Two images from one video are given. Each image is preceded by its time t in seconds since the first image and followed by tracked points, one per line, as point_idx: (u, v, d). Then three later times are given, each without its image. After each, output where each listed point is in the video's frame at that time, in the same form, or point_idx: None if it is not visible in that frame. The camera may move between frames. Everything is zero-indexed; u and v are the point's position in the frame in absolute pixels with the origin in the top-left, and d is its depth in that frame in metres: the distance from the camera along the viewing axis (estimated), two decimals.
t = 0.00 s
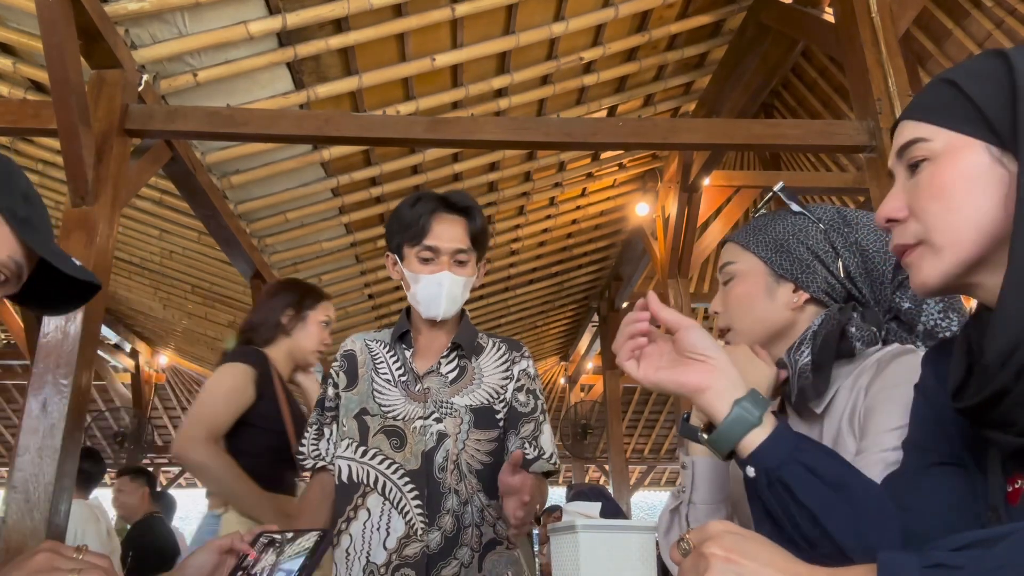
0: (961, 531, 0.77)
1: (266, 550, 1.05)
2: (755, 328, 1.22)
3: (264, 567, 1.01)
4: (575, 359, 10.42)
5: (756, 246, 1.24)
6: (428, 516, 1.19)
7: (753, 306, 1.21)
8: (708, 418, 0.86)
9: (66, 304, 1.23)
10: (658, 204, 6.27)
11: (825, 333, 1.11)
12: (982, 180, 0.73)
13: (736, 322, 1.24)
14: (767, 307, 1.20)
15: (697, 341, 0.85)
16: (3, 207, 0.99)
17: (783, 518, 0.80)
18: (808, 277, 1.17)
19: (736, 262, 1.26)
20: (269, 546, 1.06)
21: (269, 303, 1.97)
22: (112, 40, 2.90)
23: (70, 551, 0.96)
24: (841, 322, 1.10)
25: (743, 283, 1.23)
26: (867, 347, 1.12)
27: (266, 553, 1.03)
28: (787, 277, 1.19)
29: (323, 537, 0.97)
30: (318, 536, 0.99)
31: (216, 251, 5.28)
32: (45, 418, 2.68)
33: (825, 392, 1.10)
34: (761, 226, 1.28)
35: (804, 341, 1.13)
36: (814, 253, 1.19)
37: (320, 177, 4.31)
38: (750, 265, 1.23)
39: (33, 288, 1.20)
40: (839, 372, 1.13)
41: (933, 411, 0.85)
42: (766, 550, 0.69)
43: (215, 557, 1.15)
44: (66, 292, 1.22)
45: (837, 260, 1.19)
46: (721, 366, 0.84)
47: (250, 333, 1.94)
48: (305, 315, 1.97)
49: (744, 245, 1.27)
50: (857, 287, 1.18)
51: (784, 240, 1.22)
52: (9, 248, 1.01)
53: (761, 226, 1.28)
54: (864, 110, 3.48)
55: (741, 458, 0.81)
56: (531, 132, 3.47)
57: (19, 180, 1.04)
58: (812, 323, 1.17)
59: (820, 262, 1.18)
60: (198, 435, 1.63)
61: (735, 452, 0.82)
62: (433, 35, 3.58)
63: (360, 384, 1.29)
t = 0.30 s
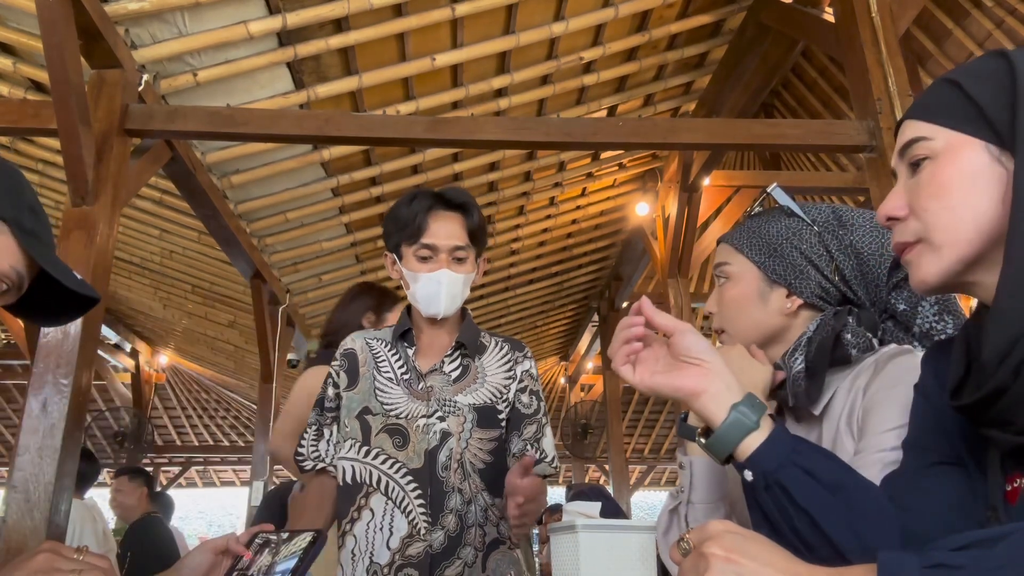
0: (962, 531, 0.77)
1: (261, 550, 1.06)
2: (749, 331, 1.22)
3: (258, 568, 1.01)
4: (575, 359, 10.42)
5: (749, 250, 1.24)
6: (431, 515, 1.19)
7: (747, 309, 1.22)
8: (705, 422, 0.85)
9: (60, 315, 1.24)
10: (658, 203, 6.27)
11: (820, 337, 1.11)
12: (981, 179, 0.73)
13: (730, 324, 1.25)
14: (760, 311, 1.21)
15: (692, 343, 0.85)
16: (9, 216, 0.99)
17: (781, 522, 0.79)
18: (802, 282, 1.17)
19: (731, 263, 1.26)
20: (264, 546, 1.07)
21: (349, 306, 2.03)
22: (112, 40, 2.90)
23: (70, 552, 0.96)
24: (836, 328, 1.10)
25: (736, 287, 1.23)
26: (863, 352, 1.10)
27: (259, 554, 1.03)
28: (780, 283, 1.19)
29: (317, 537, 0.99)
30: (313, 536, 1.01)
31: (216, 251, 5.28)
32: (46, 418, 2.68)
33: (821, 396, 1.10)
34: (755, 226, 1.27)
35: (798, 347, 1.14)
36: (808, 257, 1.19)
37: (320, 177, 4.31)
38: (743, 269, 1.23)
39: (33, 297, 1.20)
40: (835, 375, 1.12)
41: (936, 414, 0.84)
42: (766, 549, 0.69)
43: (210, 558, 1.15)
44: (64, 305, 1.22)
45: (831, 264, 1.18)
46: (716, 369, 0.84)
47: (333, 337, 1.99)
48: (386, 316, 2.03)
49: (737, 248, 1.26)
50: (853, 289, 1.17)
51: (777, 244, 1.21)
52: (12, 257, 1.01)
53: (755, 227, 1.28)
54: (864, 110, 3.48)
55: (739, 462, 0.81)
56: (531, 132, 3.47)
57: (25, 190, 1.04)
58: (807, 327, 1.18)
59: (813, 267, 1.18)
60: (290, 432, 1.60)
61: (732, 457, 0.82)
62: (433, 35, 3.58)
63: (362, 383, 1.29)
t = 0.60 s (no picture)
0: (961, 529, 0.77)
1: (260, 548, 1.06)
2: (750, 330, 1.22)
3: (258, 567, 1.01)
4: (575, 358, 10.42)
5: (752, 248, 1.23)
6: (430, 513, 1.19)
7: (748, 308, 1.21)
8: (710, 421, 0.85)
9: (62, 321, 1.24)
10: (657, 203, 6.28)
11: (824, 337, 1.11)
12: (964, 187, 0.74)
13: (732, 323, 1.24)
14: (762, 310, 1.20)
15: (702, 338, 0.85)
16: (16, 224, 1.00)
17: (785, 522, 0.79)
18: (805, 281, 1.17)
19: (732, 262, 1.26)
20: (262, 544, 1.07)
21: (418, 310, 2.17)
22: (112, 40, 2.90)
23: (71, 551, 0.96)
24: (839, 328, 1.10)
25: (739, 285, 1.23)
26: (867, 351, 1.10)
27: (259, 552, 1.04)
28: (784, 282, 1.19)
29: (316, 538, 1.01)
30: (312, 535, 1.02)
31: (216, 251, 5.28)
32: (46, 418, 2.68)
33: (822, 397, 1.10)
34: (757, 225, 1.27)
35: (801, 347, 1.14)
36: (812, 257, 1.19)
37: (320, 177, 4.31)
38: (746, 267, 1.23)
39: (35, 302, 1.21)
40: (837, 376, 1.12)
41: (933, 414, 0.85)
42: (764, 548, 0.70)
43: (209, 558, 1.15)
44: (64, 312, 1.23)
45: (835, 263, 1.18)
46: (725, 367, 0.84)
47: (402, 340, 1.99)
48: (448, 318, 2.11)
49: (739, 246, 1.26)
50: (856, 289, 1.17)
51: (781, 243, 1.21)
52: (21, 264, 1.02)
53: (758, 224, 1.28)
54: (864, 109, 3.48)
55: (746, 461, 0.81)
56: (531, 132, 3.47)
57: (31, 197, 1.05)
58: (810, 327, 1.18)
59: (817, 266, 1.18)
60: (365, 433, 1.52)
61: (740, 455, 0.81)
62: (433, 34, 3.59)
63: (358, 378, 1.29)
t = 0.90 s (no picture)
0: (961, 530, 0.77)
1: (259, 547, 1.06)
2: (751, 329, 1.21)
3: (258, 566, 1.01)
4: (575, 358, 10.42)
5: (755, 247, 1.23)
6: (429, 513, 1.19)
7: (749, 307, 1.21)
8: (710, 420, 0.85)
9: (65, 328, 1.24)
10: (657, 203, 6.28)
11: (826, 336, 1.11)
12: (957, 192, 0.74)
13: (732, 321, 1.23)
14: (763, 309, 1.20)
15: (702, 339, 0.86)
16: (22, 229, 1.00)
17: (785, 521, 0.79)
18: (807, 281, 1.17)
19: (734, 259, 1.25)
20: (261, 544, 1.07)
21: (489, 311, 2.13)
22: (112, 40, 2.90)
23: (72, 552, 0.96)
24: (841, 328, 1.10)
25: (740, 283, 1.22)
26: (867, 351, 1.10)
27: (258, 551, 1.04)
28: (785, 281, 1.18)
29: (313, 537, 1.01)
30: (311, 533, 1.02)
31: (216, 250, 5.28)
32: (46, 418, 2.68)
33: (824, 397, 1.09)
34: (760, 223, 1.26)
35: (802, 347, 1.14)
36: (815, 256, 1.19)
37: (320, 176, 4.31)
38: (748, 265, 1.22)
39: (38, 308, 1.20)
40: (837, 377, 1.12)
41: (932, 413, 0.85)
42: (765, 549, 0.69)
43: (208, 557, 1.13)
44: (67, 318, 1.22)
45: (837, 263, 1.18)
46: (725, 366, 0.84)
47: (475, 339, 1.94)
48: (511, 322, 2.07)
49: (742, 244, 1.25)
50: (857, 289, 1.17)
51: (783, 241, 1.21)
52: (27, 270, 1.02)
53: (760, 222, 1.27)
54: (864, 109, 3.48)
55: (745, 460, 0.81)
56: (531, 132, 3.47)
57: (36, 203, 1.05)
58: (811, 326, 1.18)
59: (819, 266, 1.18)
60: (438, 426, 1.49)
61: (738, 455, 0.81)
62: (432, 34, 3.59)
63: (355, 374, 1.29)
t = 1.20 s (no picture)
0: (961, 530, 0.77)
1: (259, 542, 1.06)
2: (751, 329, 1.21)
3: (262, 559, 1.01)
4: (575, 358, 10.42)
5: (756, 245, 1.22)
6: (429, 514, 1.19)
7: (750, 305, 1.20)
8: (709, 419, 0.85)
9: (65, 330, 1.23)
10: (657, 203, 6.28)
11: (827, 336, 1.11)
12: (956, 193, 0.74)
13: (733, 318, 1.23)
14: (764, 307, 1.20)
15: (702, 340, 0.86)
16: (25, 231, 1.00)
17: (786, 522, 0.79)
18: (808, 280, 1.17)
19: (735, 258, 1.25)
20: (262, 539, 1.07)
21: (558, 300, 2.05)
22: (112, 40, 2.90)
23: (71, 551, 0.96)
24: (842, 327, 1.10)
25: (742, 281, 1.22)
26: (868, 350, 1.10)
27: (259, 546, 1.04)
28: (787, 279, 1.18)
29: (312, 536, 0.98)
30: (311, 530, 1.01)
31: (216, 250, 5.29)
32: (46, 417, 2.68)
33: (825, 397, 1.09)
34: (762, 221, 1.26)
35: (804, 346, 1.13)
36: (817, 255, 1.18)
37: (320, 176, 4.31)
38: (750, 263, 1.22)
39: (38, 311, 1.20)
40: (838, 376, 1.12)
41: (935, 412, 0.84)
42: (766, 549, 0.69)
43: (207, 556, 1.15)
44: (67, 321, 1.22)
45: (839, 262, 1.18)
46: (724, 365, 0.84)
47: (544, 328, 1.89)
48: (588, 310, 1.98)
49: (744, 243, 1.25)
50: (859, 287, 1.17)
51: (786, 240, 1.21)
52: (29, 273, 1.02)
53: (762, 221, 1.27)
54: (865, 109, 3.48)
55: (745, 459, 0.80)
56: (531, 132, 3.47)
57: (38, 204, 1.05)
58: (813, 325, 1.18)
59: (821, 264, 1.18)
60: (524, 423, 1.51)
61: (738, 454, 0.81)
62: (432, 34, 3.59)
63: (353, 373, 1.29)
